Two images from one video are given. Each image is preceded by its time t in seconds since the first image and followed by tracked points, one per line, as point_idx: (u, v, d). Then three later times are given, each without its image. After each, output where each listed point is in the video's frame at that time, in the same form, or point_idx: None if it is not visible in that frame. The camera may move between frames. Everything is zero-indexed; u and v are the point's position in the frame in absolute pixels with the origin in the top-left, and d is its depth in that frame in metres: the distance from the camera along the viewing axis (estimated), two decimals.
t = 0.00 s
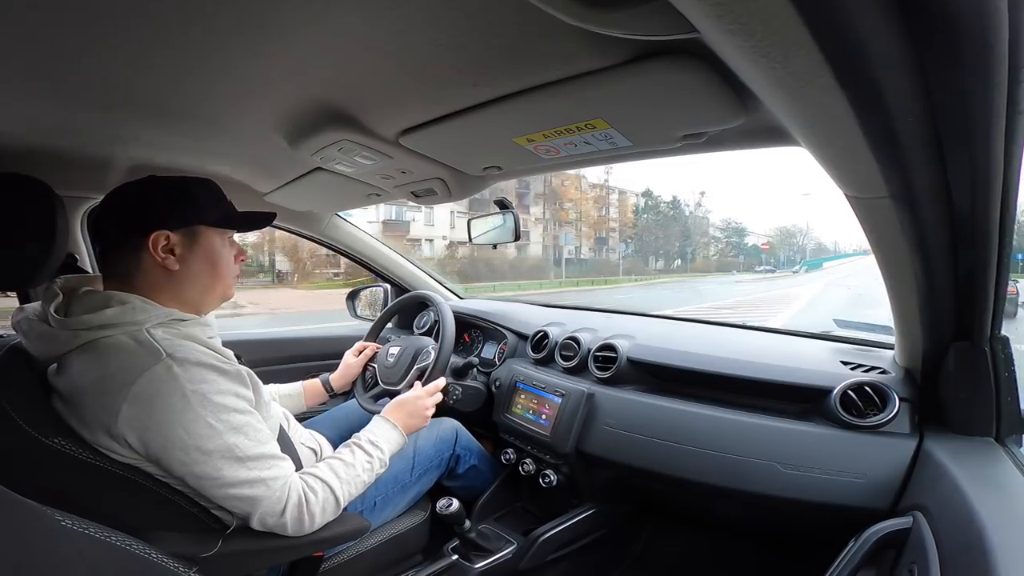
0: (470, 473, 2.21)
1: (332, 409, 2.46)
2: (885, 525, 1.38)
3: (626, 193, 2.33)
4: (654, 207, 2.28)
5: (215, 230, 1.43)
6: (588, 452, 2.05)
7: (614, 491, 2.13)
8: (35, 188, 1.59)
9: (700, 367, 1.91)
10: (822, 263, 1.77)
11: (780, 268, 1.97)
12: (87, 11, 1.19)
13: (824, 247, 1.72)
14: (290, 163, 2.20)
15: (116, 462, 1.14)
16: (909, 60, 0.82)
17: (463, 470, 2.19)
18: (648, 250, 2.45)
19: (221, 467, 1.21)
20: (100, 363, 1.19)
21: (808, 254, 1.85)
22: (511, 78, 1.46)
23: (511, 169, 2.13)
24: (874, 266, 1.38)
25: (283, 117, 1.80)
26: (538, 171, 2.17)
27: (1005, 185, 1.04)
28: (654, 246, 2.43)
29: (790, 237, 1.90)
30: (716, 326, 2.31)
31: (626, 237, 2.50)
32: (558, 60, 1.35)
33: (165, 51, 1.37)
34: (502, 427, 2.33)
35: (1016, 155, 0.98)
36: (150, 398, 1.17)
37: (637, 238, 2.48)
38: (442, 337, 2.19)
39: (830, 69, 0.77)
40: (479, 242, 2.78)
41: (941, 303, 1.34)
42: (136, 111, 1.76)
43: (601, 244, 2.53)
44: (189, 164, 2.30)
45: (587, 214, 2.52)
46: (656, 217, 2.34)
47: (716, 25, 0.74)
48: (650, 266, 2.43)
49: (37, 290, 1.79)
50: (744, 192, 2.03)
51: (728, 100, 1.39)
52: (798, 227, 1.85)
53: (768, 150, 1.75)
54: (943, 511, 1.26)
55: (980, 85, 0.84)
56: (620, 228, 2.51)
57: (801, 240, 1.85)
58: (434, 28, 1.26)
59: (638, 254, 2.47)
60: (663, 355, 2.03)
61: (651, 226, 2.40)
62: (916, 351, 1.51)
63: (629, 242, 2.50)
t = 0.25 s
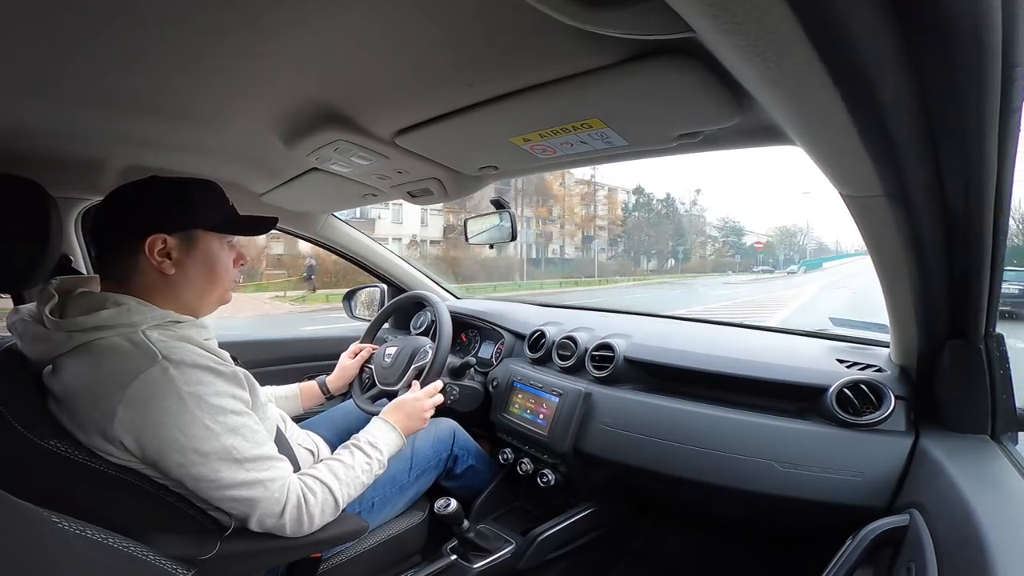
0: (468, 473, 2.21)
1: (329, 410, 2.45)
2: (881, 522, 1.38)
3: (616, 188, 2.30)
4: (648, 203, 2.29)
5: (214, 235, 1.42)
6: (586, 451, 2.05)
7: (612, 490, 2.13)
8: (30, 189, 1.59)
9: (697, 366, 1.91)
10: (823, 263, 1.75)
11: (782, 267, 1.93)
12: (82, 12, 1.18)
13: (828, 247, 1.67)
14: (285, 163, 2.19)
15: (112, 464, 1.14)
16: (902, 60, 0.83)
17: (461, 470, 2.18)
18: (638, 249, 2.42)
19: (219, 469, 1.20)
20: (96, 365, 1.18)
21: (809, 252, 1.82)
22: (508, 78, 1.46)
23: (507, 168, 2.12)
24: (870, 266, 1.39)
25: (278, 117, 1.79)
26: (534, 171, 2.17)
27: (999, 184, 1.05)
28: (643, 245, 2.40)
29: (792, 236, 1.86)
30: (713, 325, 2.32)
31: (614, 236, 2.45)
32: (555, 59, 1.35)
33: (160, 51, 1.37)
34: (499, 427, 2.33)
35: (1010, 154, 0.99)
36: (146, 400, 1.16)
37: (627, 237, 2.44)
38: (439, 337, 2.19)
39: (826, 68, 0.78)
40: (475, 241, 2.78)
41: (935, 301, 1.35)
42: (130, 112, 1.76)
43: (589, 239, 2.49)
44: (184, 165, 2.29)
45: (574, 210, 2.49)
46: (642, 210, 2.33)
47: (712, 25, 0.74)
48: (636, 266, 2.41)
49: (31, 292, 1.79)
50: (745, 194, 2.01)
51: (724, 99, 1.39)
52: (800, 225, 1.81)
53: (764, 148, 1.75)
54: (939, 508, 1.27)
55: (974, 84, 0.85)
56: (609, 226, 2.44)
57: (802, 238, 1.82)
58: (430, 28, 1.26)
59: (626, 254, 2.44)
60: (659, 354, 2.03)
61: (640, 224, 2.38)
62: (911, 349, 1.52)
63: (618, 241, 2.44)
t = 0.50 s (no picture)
0: (464, 474, 2.21)
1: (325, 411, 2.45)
2: (877, 522, 1.39)
3: (604, 185, 2.30)
4: (642, 203, 2.30)
5: (202, 231, 1.41)
6: (583, 452, 2.05)
7: (608, 490, 2.14)
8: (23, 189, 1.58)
9: (693, 366, 1.92)
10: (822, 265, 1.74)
11: (782, 266, 1.97)
12: (76, 10, 1.18)
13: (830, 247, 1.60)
14: (281, 163, 2.19)
15: (107, 465, 1.13)
16: (897, 61, 0.83)
17: (458, 470, 2.18)
18: (627, 249, 2.48)
19: (214, 470, 1.20)
20: (91, 365, 1.18)
21: (807, 253, 1.85)
22: (504, 78, 1.46)
23: (504, 169, 2.13)
24: (865, 266, 1.40)
25: (274, 117, 1.79)
26: (531, 171, 2.17)
27: (993, 184, 1.05)
28: (628, 244, 2.46)
29: (792, 236, 1.89)
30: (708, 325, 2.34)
31: (602, 235, 2.48)
32: (551, 60, 1.35)
33: (155, 50, 1.36)
34: (496, 427, 2.33)
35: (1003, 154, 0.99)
36: (141, 401, 1.16)
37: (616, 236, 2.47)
38: (435, 337, 2.19)
39: (821, 69, 0.78)
40: (471, 242, 2.82)
41: (929, 301, 1.35)
42: (125, 111, 1.75)
43: (576, 237, 2.49)
44: (179, 165, 2.29)
45: (558, 208, 2.48)
46: (633, 208, 2.35)
47: (709, 26, 0.74)
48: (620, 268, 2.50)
49: (26, 292, 1.78)
50: (742, 194, 2.00)
51: (720, 100, 1.40)
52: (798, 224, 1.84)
53: (759, 149, 1.76)
54: (934, 508, 1.27)
55: (968, 86, 0.85)
56: (595, 224, 2.47)
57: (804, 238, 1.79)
58: (427, 28, 1.26)
59: (614, 253, 2.50)
60: (656, 355, 2.04)
61: (629, 221, 2.42)
62: (905, 348, 1.53)
63: (606, 239, 2.49)
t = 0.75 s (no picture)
0: (462, 471, 2.21)
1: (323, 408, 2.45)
2: (872, 520, 1.40)
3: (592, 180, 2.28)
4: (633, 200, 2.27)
5: (210, 227, 1.41)
6: (580, 450, 2.05)
7: (605, 488, 2.14)
8: (20, 185, 1.57)
9: (691, 365, 1.92)
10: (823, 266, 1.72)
11: (780, 266, 1.95)
12: (73, 7, 1.17)
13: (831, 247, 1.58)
14: (279, 161, 2.18)
15: (105, 462, 1.13)
16: (894, 61, 0.83)
17: (455, 468, 2.18)
18: (617, 249, 2.45)
19: (212, 467, 1.20)
20: (88, 363, 1.18)
21: (808, 253, 1.82)
22: (502, 77, 1.45)
23: (502, 167, 2.12)
24: (862, 265, 1.40)
25: (272, 114, 1.78)
26: (529, 169, 2.17)
27: (990, 184, 1.05)
28: (619, 243, 2.42)
29: (794, 238, 1.86)
30: (705, 323, 2.34)
31: (591, 232, 2.47)
32: (549, 58, 1.35)
33: (152, 47, 1.35)
34: (493, 425, 2.33)
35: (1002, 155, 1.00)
36: (140, 397, 1.16)
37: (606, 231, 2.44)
38: (433, 335, 2.19)
39: (819, 69, 0.78)
40: (470, 240, 2.81)
41: (926, 300, 1.36)
42: (122, 108, 1.74)
43: (562, 235, 2.53)
44: (175, 162, 2.28)
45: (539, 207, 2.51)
46: (623, 204, 2.32)
47: (707, 26, 0.74)
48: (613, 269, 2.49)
49: (23, 290, 1.77)
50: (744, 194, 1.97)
51: (718, 99, 1.40)
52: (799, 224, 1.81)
53: (757, 147, 1.76)
54: (929, 507, 1.28)
55: (965, 87, 0.85)
56: (582, 222, 2.47)
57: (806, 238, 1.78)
58: (424, 26, 1.26)
59: (603, 252, 2.49)
60: (654, 353, 2.04)
61: (621, 219, 2.38)
62: (901, 347, 1.53)
63: (596, 237, 2.47)
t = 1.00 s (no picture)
0: (461, 474, 2.20)
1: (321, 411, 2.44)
2: (872, 522, 1.40)
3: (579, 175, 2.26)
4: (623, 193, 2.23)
5: (210, 231, 1.41)
6: (579, 453, 2.05)
7: (604, 491, 2.14)
8: (19, 187, 1.57)
9: (690, 367, 1.92)
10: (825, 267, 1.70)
11: (778, 266, 1.93)
12: (73, 9, 1.17)
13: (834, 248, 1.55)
14: (278, 163, 2.18)
15: (102, 466, 1.13)
16: (892, 63, 0.83)
17: (454, 471, 2.18)
18: (606, 248, 2.37)
19: (207, 473, 1.19)
20: (84, 366, 1.17)
21: (811, 252, 1.78)
22: (501, 79, 1.46)
23: (500, 169, 2.12)
24: (860, 267, 1.40)
25: (271, 116, 1.78)
26: (528, 171, 2.17)
27: (988, 186, 1.06)
28: (606, 241, 2.34)
29: (796, 237, 1.80)
30: (704, 326, 2.34)
31: (577, 230, 2.43)
32: (548, 60, 1.35)
33: (151, 50, 1.36)
34: (492, 428, 2.32)
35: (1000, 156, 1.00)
36: (136, 401, 1.15)
37: (595, 228, 2.38)
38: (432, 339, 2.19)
39: (816, 71, 0.79)
40: (468, 241, 2.79)
41: (924, 302, 1.36)
42: (121, 111, 1.74)
43: (546, 234, 2.48)
44: (174, 165, 2.28)
45: (517, 201, 2.54)
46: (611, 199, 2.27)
47: (705, 28, 0.75)
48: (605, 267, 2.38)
49: (21, 292, 1.77)
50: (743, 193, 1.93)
51: (716, 101, 1.40)
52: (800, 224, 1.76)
53: (756, 149, 1.76)
54: (928, 508, 1.28)
55: (963, 88, 0.86)
56: (566, 220, 2.43)
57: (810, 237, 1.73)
58: (424, 28, 1.26)
59: (591, 251, 2.41)
60: (652, 355, 2.04)
61: (608, 216, 2.34)
62: (900, 349, 1.53)
63: (583, 236, 2.42)
